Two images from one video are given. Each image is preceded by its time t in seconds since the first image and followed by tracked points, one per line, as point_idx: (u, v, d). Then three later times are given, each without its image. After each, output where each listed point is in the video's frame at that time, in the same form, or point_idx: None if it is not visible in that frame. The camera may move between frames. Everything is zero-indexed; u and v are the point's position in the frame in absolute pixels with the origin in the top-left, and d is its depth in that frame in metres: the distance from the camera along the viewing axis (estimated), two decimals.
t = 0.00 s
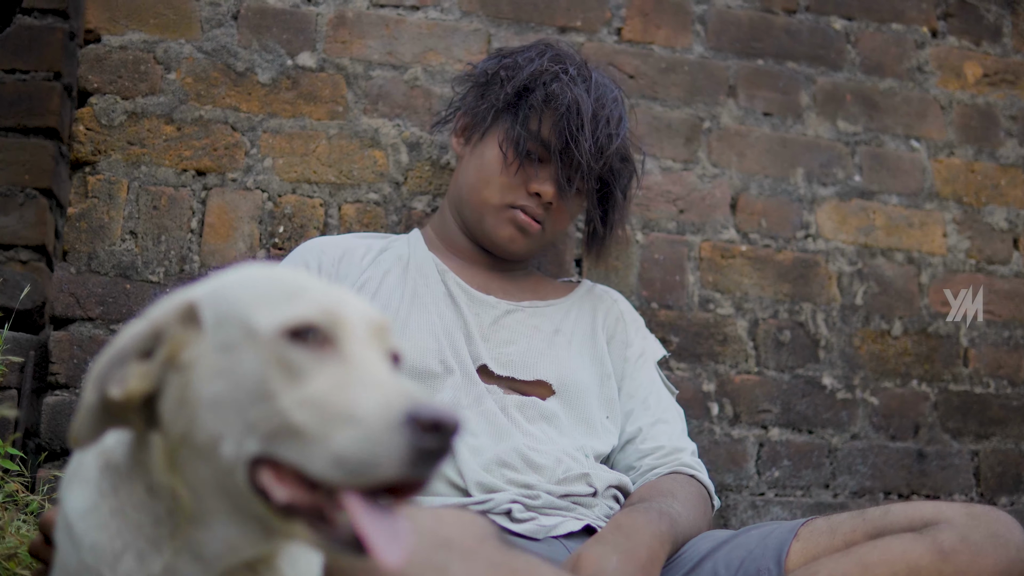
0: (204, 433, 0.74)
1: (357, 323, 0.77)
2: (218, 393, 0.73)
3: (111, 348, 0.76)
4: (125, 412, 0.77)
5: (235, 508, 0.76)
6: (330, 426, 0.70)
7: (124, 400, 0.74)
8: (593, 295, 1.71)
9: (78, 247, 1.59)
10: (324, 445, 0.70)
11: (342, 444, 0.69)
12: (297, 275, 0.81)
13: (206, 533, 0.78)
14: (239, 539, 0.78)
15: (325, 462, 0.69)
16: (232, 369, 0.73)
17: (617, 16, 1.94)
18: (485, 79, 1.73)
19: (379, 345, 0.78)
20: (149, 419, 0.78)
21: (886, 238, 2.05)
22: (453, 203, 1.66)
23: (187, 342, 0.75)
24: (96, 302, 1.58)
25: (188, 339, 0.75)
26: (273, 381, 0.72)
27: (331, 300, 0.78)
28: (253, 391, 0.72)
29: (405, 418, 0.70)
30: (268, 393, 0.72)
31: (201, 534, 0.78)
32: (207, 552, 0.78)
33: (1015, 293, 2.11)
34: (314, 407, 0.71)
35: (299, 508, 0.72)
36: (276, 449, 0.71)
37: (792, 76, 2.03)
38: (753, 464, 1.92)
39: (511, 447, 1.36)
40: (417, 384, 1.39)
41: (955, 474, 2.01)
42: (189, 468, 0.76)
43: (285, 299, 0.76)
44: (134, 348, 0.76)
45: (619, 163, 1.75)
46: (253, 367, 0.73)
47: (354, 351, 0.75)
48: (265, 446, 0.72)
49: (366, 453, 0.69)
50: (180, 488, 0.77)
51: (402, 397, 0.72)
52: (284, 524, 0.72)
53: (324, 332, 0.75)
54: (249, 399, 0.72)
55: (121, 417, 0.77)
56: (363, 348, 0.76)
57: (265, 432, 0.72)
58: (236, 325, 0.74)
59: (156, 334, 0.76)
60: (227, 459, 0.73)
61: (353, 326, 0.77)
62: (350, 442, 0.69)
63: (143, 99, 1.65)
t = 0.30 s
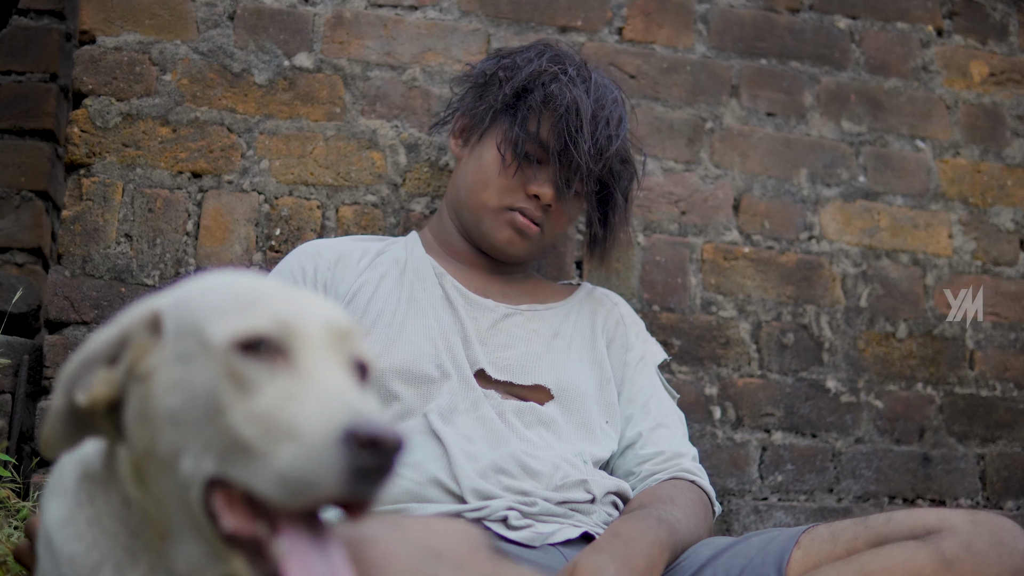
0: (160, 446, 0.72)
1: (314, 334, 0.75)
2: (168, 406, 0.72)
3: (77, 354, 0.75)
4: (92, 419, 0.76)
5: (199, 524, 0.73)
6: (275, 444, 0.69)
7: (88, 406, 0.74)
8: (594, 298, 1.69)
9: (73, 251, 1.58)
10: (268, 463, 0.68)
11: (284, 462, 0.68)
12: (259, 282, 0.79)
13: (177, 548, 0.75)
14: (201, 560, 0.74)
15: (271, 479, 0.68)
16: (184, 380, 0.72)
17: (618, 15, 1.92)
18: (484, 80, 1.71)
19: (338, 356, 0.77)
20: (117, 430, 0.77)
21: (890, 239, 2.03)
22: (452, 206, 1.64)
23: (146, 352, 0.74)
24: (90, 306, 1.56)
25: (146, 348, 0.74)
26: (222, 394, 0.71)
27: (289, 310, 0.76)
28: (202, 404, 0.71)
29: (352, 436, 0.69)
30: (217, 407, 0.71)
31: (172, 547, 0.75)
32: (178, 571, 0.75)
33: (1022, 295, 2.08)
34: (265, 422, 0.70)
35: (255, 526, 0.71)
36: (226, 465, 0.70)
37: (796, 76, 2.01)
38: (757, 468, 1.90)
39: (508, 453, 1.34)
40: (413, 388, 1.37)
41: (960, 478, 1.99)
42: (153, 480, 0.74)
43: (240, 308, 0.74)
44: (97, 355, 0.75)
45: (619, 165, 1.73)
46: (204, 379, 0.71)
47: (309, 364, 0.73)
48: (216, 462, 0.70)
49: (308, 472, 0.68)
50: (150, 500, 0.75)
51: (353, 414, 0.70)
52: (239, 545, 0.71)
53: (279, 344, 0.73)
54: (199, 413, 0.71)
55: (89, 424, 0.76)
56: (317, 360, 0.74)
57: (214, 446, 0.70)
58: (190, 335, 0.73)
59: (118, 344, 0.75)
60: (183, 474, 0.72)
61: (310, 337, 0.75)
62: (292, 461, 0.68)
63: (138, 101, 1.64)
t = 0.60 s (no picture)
0: (117, 464, 0.70)
1: (260, 340, 0.69)
2: (118, 423, 0.68)
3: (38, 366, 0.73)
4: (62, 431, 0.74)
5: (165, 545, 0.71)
6: (207, 467, 0.64)
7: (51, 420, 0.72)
8: (597, 300, 1.67)
9: (69, 253, 1.56)
10: (202, 487, 0.65)
11: (214, 486, 0.64)
12: (209, 282, 0.73)
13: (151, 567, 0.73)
14: None
15: (211, 502, 0.64)
16: (127, 395, 0.68)
17: (622, 13, 1.90)
18: (485, 79, 1.69)
19: (290, 361, 0.70)
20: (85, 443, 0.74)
21: (899, 239, 2.00)
22: (453, 206, 1.62)
23: (100, 365, 0.71)
24: (87, 308, 1.55)
25: (99, 360, 0.71)
26: (161, 411, 0.66)
27: (233, 315, 0.69)
28: (145, 422, 0.67)
29: (282, 457, 0.63)
30: (158, 426, 0.67)
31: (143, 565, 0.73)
32: None
33: None
34: (200, 441, 0.65)
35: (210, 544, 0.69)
36: (172, 488, 0.67)
37: (803, 74, 1.98)
38: (763, 472, 1.87)
39: (507, 458, 1.31)
40: (411, 392, 1.35)
41: (971, 481, 1.95)
42: (116, 498, 0.72)
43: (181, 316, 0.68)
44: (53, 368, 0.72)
45: (622, 165, 1.71)
46: (145, 394, 0.67)
47: (251, 375, 0.67)
48: (164, 484, 0.67)
49: (238, 496, 0.63)
50: (117, 518, 0.73)
51: (291, 429, 0.64)
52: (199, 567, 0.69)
53: (219, 354, 0.67)
54: (143, 431, 0.67)
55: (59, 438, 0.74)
56: (259, 370, 0.68)
57: (160, 467, 0.67)
58: (133, 347, 0.69)
59: (72, 356, 0.72)
60: (140, 493, 0.69)
61: (255, 344, 0.69)
62: (222, 485, 0.63)
63: (134, 101, 1.63)
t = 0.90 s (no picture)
0: (71, 483, 0.70)
1: (187, 354, 0.67)
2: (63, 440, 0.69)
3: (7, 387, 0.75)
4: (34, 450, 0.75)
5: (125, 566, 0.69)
6: (126, 482, 0.64)
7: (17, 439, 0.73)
8: (600, 304, 1.64)
9: (66, 255, 1.55)
10: (123, 503, 0.64)
11: (130, 502, 0.63)
12: (150, 294, 0.73)
13: None
14: None
15: (131, 518, 0.63)
16: (69, 412, 0.69)
17: (627, 11, 1.87)
18: (486, 78, 1.67)
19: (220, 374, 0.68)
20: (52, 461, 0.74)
21: (908, 241, 1.97)
22: (453, 207, 1.60)
23: (53, 383, 0.72)
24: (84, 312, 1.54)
25: (52, 379, 0.72)
26: (93, 427, 0.67)
27: (161, 328, 0.68)
28: (83, 438, 0.67)
29: (181, 468, 0.61)
30: (93, 442, 0.67)
31: None
32: None
33: None
34: (122, 457, 0.65)
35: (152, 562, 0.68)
36: (108, 505, 0.67)
37: (810, 73, 1.95)
38: (771, 477, 1.84)
39: (508, 466, 1.29)
40: (410, 398, 1.33)
41: (982, 487, 1.92)
42: (75, 516, 0.71)
43: (114, 330, 0.68)
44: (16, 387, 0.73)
45: (625, 165, 1.68)
46: (81, 411, 0.67)
47: (174, 390, 0.66)
48: (102, 501, 0.67)
49: (148, 512, 0.63)
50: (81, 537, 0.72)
51: (203, 445, 0.63)
52: None
53: (144, 370, 0.66)
54: (84, 448, 0.67)
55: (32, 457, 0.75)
56: (181, 381, 0.67)
57: (99, 485, 0.67)
58: (74, 364, 0.69)
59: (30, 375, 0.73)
60: (90, 511, 0.69)
61: (182, 358, 0.67)
62: (135, 501, 0.63)
63: (131, 102, 1.61)
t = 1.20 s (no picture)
0: (29, 534, 0.64)
1: (144, 415, 0.59)
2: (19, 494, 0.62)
3: None
4: None
5: None
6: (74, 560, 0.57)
7: None
8: (612, 318, 1.59)
9: (66, 268, 1.53)
10: None
11: None
12: (111, 336, 0.64)
13: None
14: None
15: None
16: (23, 466, 0.62)
17: (638, 17, 1.83)
18: (494, 87, 1.63)
19: (181, 437, 0.60)
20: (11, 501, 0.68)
21: (924, 251, 1.92)
22: (461, 219, 1.56)
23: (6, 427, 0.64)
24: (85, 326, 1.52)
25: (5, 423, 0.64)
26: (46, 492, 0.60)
27: (116, 384, 0.59)
28: (37, 497, 0.61)
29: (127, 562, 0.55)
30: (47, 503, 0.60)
31: None
32: None
33: None
34: (73, 531, 0.58)
35: None
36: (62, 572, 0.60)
37: (825, 80, 1.91)
38: (786, 493, 1.79)
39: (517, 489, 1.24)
40: (416, 417, 1.29)
41: (1002, 504, 1.87)
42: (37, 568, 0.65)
43: (66, 383, 0.60)
44: None
45: (636, 176, 1.64)
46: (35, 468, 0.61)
47: (130, 460, 0.58)
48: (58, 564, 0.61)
49: None
50: None
51: (150, 532, 0.56)
52: None
53: (98, 433, 0.59)
54: (37, 506, 0.61)
55: None
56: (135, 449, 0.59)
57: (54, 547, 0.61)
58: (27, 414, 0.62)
59: None
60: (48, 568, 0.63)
61: (140, 421, 0.59)
62: None
63: (132, 111, 1.59)
